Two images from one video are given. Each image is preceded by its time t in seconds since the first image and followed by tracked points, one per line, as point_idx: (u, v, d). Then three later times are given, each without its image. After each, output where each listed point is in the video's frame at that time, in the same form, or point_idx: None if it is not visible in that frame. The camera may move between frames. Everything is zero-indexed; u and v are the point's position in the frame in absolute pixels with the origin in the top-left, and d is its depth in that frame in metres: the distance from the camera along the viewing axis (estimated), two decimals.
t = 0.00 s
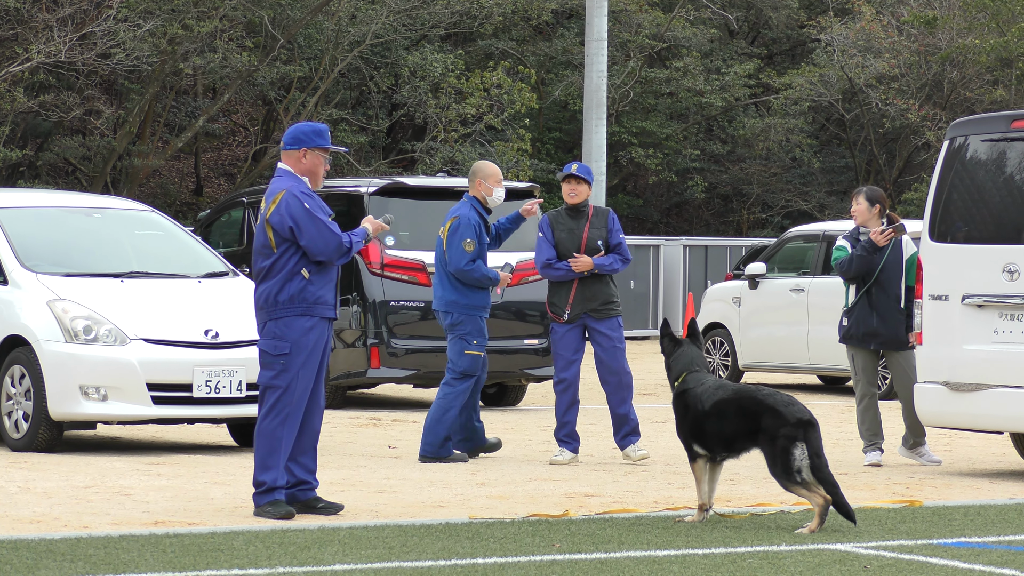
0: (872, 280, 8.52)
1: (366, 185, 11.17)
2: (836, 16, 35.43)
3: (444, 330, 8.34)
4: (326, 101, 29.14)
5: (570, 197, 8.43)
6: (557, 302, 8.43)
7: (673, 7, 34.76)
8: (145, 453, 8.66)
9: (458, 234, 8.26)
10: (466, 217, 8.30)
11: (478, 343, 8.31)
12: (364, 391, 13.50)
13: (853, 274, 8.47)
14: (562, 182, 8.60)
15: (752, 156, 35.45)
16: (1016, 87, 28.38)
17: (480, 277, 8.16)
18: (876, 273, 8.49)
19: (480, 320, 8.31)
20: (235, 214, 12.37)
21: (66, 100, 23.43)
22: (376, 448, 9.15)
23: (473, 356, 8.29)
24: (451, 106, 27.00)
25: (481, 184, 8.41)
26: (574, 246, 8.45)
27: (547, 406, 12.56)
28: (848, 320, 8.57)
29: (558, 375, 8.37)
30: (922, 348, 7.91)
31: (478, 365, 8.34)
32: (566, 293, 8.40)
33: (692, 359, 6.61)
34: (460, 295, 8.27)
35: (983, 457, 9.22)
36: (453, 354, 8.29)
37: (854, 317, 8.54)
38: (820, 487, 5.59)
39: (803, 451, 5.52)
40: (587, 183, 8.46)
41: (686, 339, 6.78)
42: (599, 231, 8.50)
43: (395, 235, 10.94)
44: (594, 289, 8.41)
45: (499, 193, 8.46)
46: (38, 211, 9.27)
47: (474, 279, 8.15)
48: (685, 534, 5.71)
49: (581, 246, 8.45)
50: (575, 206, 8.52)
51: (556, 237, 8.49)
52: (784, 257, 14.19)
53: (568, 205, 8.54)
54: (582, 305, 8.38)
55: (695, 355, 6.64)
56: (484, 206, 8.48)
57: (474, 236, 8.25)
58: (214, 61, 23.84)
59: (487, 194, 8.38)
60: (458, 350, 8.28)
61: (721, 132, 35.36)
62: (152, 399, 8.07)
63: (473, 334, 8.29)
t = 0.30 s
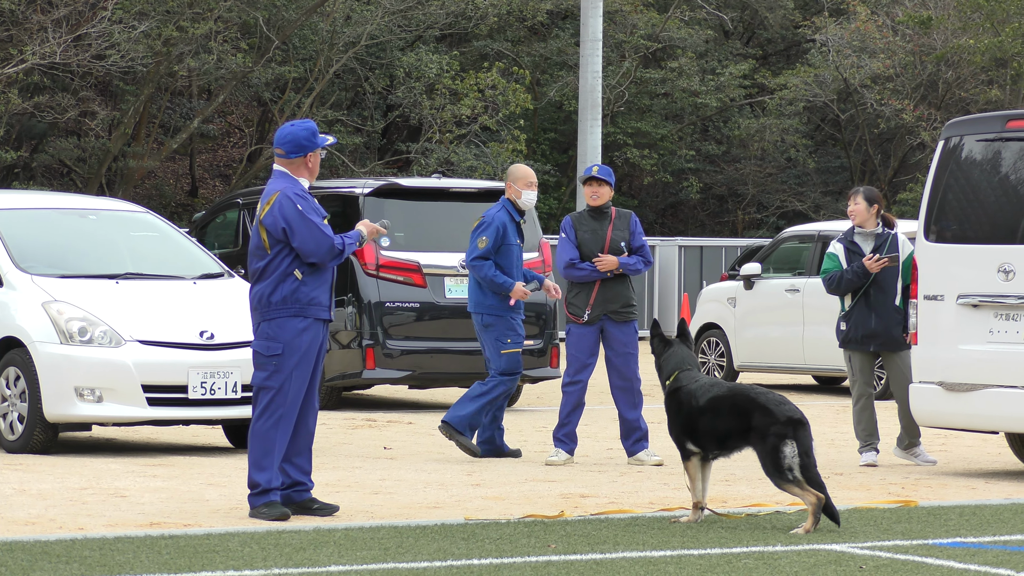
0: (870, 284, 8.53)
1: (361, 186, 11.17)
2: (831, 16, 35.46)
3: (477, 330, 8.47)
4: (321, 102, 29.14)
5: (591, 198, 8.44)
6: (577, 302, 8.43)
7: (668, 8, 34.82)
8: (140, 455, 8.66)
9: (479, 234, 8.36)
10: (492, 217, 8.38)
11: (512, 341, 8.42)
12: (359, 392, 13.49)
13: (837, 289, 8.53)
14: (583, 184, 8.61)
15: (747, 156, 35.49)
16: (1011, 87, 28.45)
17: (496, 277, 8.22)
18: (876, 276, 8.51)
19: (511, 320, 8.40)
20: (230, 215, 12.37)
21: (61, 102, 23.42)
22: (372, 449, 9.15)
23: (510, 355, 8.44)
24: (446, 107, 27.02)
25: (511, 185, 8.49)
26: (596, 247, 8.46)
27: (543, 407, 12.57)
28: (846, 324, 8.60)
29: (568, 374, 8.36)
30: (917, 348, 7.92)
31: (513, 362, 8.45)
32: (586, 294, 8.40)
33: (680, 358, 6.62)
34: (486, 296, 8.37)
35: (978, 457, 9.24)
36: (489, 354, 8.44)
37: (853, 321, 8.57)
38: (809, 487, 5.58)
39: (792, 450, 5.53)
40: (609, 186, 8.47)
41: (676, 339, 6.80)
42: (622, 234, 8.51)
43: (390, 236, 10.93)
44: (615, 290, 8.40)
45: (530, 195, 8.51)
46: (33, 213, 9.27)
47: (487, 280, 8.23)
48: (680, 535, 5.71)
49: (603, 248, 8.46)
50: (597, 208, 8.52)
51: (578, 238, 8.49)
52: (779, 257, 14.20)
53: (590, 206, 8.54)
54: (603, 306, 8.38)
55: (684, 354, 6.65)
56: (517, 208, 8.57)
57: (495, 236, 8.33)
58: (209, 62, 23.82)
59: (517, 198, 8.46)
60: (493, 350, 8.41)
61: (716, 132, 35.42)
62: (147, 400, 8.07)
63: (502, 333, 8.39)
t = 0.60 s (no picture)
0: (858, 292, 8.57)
1: (350, 190, 11.19)
2: (819, 21, 35.58)
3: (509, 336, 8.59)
4: (309, 106, 29.15)
5: (614, 201, 8.47)
6: (591, 306, 8.45)
7: (656, 12, 34.93)
8: (128, 459, 8.64)
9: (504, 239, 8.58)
10: (517, 224, 8.58)
11: (545, 344, 8.54)
12: (348, 396, 13.50)
13: (820, 302, 8.62)
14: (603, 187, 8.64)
15: (735, 160, 35.56)
16: (999, 92, 28.58)
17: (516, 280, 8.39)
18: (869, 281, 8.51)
19: (544, 323, 8.54)
20: (218, 219, 12.37)
21: (49, 106, 23.40)
22: (360, 454, 9.16)
23: (543, 361, 8.55)
24: (434, 111, 27.06)
25: (534, 192, 8.68)
26: (615, 250, 8.45)
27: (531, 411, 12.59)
28: (837, 329, 8.63)
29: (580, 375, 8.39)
30: (904, 352, 7.96)
31: (547, 367, 8.57)
32: (601, 297, 8.41)
33: (668, 360, 6.65)
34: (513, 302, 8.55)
35: (965, 461, 9.28)
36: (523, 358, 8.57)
37: (843, 326, 8.62)
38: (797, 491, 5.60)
39: (778, 453, 5.54)
40: (632, 190, 8.51)
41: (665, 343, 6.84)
42: (642, 240, 8.52)
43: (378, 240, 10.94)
44: (628, 295, 8.41)
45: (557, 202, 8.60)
46: (21, 217, 9.26)
47: (507, 286, 8.40)
48: (668, 539, 5.73)
49: (623, 252, 8.45)
50: (619, 211, 8.52)
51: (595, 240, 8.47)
52: (767, 262, 14.25)
53: (610, 210, 8.55)
54: (616, 311, 8.38)
55: (674, 358, 6.68)
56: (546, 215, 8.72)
57: (518, 241, 8.53)
58: (196, 66, 23.83)
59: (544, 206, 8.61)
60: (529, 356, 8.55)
61: (704, 137, 35.50)
62: (135, 405, 8.06)
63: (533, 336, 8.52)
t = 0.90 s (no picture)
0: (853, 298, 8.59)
1: (342, 196, 11.21)
2: (812, 28, 35.66)
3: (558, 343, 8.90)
4: (301, 112, 29.14)
5: (616, 207, 8.49)
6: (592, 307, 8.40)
7: (648, 19, 35.00)
8: (119, 465, 8.63)
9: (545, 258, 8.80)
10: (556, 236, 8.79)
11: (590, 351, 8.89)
12: (339, 403, 13.49)
13: (818, 308, 8.61)
14: (604, 195, 8.65)
15: (727, 167, 35.59)
16: (991, 100, 28.69)
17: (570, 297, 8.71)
18: (863, 285, 8.55)
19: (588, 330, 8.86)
20: (210, 225, 12.36)
21: (40, 111, 23.34)
22: (352, 460, 9.16)
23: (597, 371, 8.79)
24: (426, 117, 27.08)
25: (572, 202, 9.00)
26: (615, 255, 8.47)
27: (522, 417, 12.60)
28: (832, 335, 8.64)
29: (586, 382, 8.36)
30: (896, 360, 7.99)
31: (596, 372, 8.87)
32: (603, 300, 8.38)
33: (661, 367, 6.69)
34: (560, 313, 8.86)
35: (956, 469, 9.31)
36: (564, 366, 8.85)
37: (839, 332, 8.63)
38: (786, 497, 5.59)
39: (769, 460, 5.54)
40: (631, 197, 8.52)
41: (658, 350, 6.86)
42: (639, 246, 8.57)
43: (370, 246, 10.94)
44: (627, 299, 8.43)
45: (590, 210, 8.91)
46: (13, 221, 9.23)
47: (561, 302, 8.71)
48: (659, 546, 5.74)
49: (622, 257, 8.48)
50: (619, 217, 8.55)
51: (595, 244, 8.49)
52: (759, 269, 14.27)
53: (610, 216, 8.58)
54: (616, 315, 8.39)
55: (668, 364, 6.72)
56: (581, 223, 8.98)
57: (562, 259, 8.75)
58: (189, 71, 23.81)
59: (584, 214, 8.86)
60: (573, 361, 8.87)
61: (697, 144, 35.51)
62: (126, 410, 8.06)
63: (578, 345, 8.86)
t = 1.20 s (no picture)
0: (859, 300, 8.62)
1: (335, 196, 11.22)
2: (805, 31, 35.72)
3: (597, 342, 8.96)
4: (295, 112, 29.14)
5: (608, 208, 8.49)
6: (585, 311, 8.41)
7: (642, 21, 35.05)
8: (111, 464, 8.62)
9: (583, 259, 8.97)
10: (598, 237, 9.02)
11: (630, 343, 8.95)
12: (332, 403, 13.48)
13: (823, 308, 8.62)
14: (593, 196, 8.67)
15: (720, 170, 35.61)
16: (984, 104, 28.80)
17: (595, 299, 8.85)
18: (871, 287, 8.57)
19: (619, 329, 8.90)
20: (203, 225, 12.36)
21: (34, 110, 23.32)
22: (345, 460, 9.17)
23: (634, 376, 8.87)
24: (420, 118, 27.09)
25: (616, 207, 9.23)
26: (608, 255, 8.48)
27: (515, 419, 12.61)
28: (838, 336, 8.62)
29: (577, 384, 8.39)
30: (889, 363, 8.01)
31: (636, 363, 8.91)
32: (598, 302, 8.41)
33: (654, 371, 6.72)
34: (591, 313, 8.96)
35: (948, 472, 9.34)
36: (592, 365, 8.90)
37: (845, 333, 8.61)
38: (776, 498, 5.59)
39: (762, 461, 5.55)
40: (622, 197, 8.54)
41: (652, 354, 6.90)
42: (630, 246, 8.62)
43: (363, 246, 10.95)
44: (620, 301, 8.45)
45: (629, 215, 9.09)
46: (6, 220, 9.22)
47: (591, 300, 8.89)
48: (651, 548, 5.75)
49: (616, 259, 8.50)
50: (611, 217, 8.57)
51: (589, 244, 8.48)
52: (752, 271, 14.29)
53: (601, 217, 8.59)
54: (612, 315, 8.43)
55: (661, 367, 6.77)
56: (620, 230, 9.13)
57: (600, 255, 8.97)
58: (181, 70, 23.79)
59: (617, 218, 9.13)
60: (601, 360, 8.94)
61: (690, 146, 35.54)
62: (118, 410, 8.06)
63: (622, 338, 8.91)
